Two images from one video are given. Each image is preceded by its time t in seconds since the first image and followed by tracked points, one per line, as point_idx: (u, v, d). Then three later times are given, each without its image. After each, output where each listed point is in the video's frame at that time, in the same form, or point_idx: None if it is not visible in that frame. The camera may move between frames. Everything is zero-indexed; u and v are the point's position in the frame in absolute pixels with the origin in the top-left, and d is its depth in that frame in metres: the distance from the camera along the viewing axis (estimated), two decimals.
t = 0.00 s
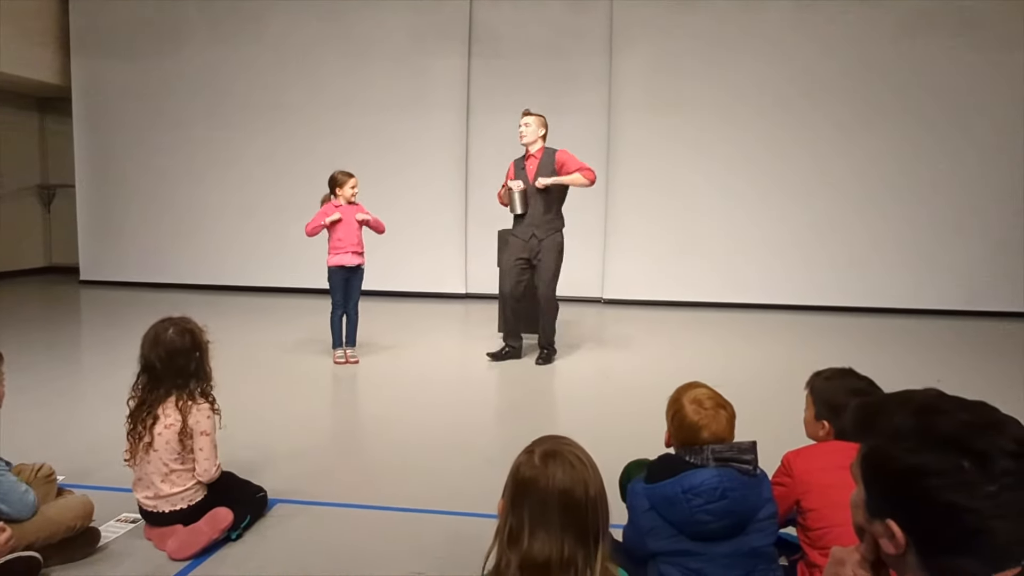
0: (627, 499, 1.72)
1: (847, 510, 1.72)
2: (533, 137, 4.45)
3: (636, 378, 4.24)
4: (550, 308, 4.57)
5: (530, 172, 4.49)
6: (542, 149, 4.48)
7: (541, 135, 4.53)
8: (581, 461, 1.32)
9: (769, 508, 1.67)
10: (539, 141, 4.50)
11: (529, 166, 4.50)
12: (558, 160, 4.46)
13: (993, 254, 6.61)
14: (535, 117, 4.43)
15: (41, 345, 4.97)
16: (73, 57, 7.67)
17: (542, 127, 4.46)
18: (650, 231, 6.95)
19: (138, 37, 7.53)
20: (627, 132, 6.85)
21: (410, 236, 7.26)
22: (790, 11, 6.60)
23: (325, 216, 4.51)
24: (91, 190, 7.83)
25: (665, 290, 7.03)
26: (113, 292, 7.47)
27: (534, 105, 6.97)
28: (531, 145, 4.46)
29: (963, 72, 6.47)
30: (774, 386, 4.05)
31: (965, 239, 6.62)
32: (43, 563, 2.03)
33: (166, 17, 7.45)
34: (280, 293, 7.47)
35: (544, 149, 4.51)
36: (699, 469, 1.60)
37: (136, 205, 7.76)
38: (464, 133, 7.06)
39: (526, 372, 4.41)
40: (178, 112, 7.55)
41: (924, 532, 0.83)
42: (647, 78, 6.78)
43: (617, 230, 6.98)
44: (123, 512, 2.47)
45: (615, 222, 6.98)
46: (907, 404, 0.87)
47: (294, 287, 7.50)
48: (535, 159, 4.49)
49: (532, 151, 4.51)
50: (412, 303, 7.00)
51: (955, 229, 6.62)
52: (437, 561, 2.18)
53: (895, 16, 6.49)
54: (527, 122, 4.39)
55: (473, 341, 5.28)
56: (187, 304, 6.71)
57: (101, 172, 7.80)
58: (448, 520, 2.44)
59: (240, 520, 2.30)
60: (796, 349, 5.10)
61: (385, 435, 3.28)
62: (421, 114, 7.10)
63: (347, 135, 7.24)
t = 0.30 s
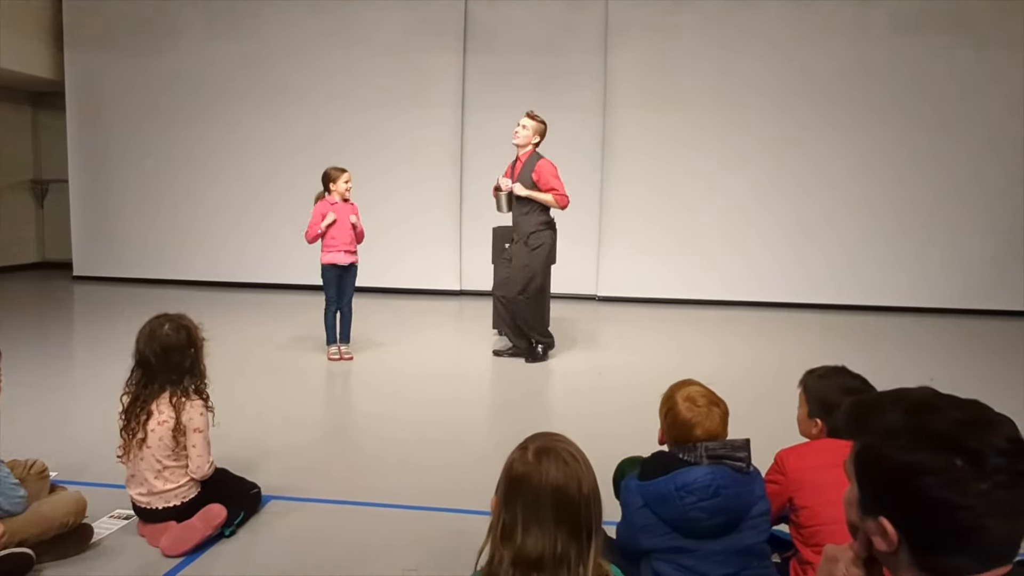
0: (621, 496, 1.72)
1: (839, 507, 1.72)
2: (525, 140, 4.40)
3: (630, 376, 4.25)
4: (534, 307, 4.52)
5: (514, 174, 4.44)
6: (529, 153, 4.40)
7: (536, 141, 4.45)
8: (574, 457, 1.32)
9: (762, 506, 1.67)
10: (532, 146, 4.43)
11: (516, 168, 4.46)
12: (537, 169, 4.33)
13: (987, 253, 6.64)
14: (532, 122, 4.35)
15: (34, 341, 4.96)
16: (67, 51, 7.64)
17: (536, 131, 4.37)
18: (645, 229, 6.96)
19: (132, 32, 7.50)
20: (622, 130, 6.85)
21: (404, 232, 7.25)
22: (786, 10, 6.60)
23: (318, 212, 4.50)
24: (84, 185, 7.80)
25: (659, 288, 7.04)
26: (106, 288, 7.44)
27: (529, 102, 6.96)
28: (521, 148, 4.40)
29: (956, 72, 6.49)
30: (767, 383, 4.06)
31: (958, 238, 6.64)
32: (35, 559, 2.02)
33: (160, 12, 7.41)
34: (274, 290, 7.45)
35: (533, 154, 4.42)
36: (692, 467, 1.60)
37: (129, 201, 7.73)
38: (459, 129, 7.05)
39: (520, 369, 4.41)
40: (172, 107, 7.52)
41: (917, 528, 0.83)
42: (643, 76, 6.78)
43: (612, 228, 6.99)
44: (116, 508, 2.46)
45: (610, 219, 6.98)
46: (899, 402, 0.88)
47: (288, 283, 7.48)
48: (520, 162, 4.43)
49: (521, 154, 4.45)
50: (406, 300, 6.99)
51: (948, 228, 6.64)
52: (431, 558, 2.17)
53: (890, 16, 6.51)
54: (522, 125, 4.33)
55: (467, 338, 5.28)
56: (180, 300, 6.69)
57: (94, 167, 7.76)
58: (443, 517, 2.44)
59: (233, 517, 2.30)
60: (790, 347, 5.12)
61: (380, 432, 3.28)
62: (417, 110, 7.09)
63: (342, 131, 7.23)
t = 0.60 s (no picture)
0: (617, 494, 1.72)
1: (835, 506, 1.73)
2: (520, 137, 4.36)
3: (626, 374, 4.25)
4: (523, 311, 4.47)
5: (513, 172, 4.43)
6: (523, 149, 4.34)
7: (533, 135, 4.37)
8: (569, 455, 1.33)
9: (758, 504, 1.67)
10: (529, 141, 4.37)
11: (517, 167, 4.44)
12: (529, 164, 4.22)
13: (983, 252, 6.65)
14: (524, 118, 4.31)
15: (30, 339, 4.94)
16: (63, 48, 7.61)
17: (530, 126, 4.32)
18: (641, 228, 6.97)
19: (128, 29, 7.48)
20: (619, 128, 6.85)
21: (402, 230, 7.24)
22: (783, 9, 6.61)
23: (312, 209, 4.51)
24: (80, 183, 7.78)
25: (656, 286, 7.05)
26: (102, 286, 7.42)
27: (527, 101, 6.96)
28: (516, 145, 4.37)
29: (953, 72, 6.50)
30: (763, 382, 4.07)
31: (954, 237, 6.65)
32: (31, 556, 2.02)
33: (156, 9, 7.39)
34: (271, 288, 7.44)
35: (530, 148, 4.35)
36: (689, 465, 1.61)
37: (124, 198, 7.71)
38: (456, 127, 7.05)
39: (517, 367, 4.41)
40: (168, 105, 7.50)
41: (913, 526, 0.84)
42: (640, 74, 6.78)
43: (609, 226, 6.99)
44: (112, 506, 2.46)
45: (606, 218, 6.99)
46: (896, 400, 0.88)
47: (284, 281, 7.47)
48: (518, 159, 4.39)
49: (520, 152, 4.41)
50: (403, 298, 6.99)
51: (944, 227, 6.66)
52: (428, 556, 2.18)
53: (887, 15, 6.51)
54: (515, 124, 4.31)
55: (464, 336, 5.28)
56: (176, 298, 6.68)
57: (90, 165, 7.74)
58: (439, 515, 2.44)
59: (230, 514, 2.30)
60: (787, 345, 5.12)
61: (376, 430, 3.28)
62: (414, 108, 7.08)
63: (339, 129, 7.22)
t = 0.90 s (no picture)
0: (614, 492, 1.73)
1: (832, 504, 1.73)
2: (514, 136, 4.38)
3: (623, 372, 4.26)
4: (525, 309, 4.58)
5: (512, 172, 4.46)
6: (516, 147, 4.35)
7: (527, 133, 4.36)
8: (566, 451, 1.33)
9: (756, 500, 1.67)
10: (523, 140, 4.37)
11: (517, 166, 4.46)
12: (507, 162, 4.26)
13: (980, 250, 6.67)
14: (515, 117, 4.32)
15: (26, 336, 4.93)
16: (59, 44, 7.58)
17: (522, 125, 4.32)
18: (639, 225, 6.97)
19: (125, 26, 7.45)
20: (617, 127, 6.85)
21: (399, 228, 7.24)
22: (780, 7, 6.61)
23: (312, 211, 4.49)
24: (76, 180, 7.75)
25: (653, 284, 7.06)
26: (98, 283, 7.40)
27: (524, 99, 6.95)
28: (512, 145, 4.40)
29: (950, 71, 6.51)
30: (760, 380, 4.07)
31: (950, 236, 6.67)
32: (27, 553, 2.02)
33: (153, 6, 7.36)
34: (268, 285, 7.43)
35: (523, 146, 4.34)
36: (686, 461, 1.61)
37: (121, 196, 7.69)
38: (453, 125, 7.04)
39: (514, 365, 4.41)
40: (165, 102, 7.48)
41: (911, 523, 0.84)
42: (638, 73, 6.78)
43: (606, 224, 6.99)
44: (109, 504, 2.45)
45: (604, 216, 6.99)
46: (893, 397, 0.88)
47: (282, 279, 7.46)
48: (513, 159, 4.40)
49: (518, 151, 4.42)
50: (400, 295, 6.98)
51: (941, 225, 6.67)
52: (425, 553, 2.18)
53: (885, 14, 6.51)
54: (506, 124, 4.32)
55: (461, 334, 5.28)
56: (173, 296, 6.66)
57: (86, 162, 7.72)
58: (436, 512, 2.44)
59: (227, 512, 2.30)
60: (784, 343, 5.13)
61: (373, 427, 3.28)
62: (411, 106, 7.07)
63: (336, 127, 7.21)
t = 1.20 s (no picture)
0: (613, 491, 1.72)
1: (830, 503, 1.73)
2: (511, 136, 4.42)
3: (622, 370, 4.27)
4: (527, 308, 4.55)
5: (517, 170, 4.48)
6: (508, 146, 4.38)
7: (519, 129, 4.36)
8: (565, 450, 1.33)
9: (754, 498, 1.68)
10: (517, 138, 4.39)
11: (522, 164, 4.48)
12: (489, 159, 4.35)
13: (978, 249, 6.67)
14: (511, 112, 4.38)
15: (24, 334, 4.93)
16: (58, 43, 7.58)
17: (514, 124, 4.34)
18: (638, 224, 6.97)
19: (123, 25, 7.44)
20: (616, 125, 6.85)
21: (398, 227, 7.24)
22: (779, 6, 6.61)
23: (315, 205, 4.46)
24: (74, 178, 7.75)
25: (652, 283, 7.06)
26: (97, 282, 7.40)
27: (524, 97, 6.95)
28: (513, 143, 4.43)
29: (948, 70, 6.51)
30: (759, 379, 4.08)
31: (948, 234, 6.68)
32: (26, 552, 2.02)
33: (151, 4, 7.35)
34: (267, 284, 7.43)
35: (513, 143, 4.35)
36: (684, 460, 1.61)
37: (119, 194, 7.69)
38: (452, 124, 7.04)
39: (513, 363, 4.41)
40: (164, 100, 7.47)
41: (909, 523, 0.84)
42: (637, 71, 6.78)
43: (605, 223, 6.99)
44: (108, 502, 2.45)
45: (603, 215, 6.99)
46: (891, 396, 0.88)
47: (280, 277, 7.46)
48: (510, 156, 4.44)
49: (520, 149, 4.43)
50: (399, 294, 6.98)
51: (940, 224, 6.68)
52: (424, 552, 2.18)
53: (883, 12, 6.52)
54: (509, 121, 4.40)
55: (460, 333, 5.28)
56: (171, 294, 6.65)
57: (85, 161, 7.72)
58: (436, 511, 2.45)
59: (226, 510, 2.30)
60: (783, 341, 5.14)
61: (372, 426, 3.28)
62: (411, 105, 7.07)
63: (335, 126, 7.21)
